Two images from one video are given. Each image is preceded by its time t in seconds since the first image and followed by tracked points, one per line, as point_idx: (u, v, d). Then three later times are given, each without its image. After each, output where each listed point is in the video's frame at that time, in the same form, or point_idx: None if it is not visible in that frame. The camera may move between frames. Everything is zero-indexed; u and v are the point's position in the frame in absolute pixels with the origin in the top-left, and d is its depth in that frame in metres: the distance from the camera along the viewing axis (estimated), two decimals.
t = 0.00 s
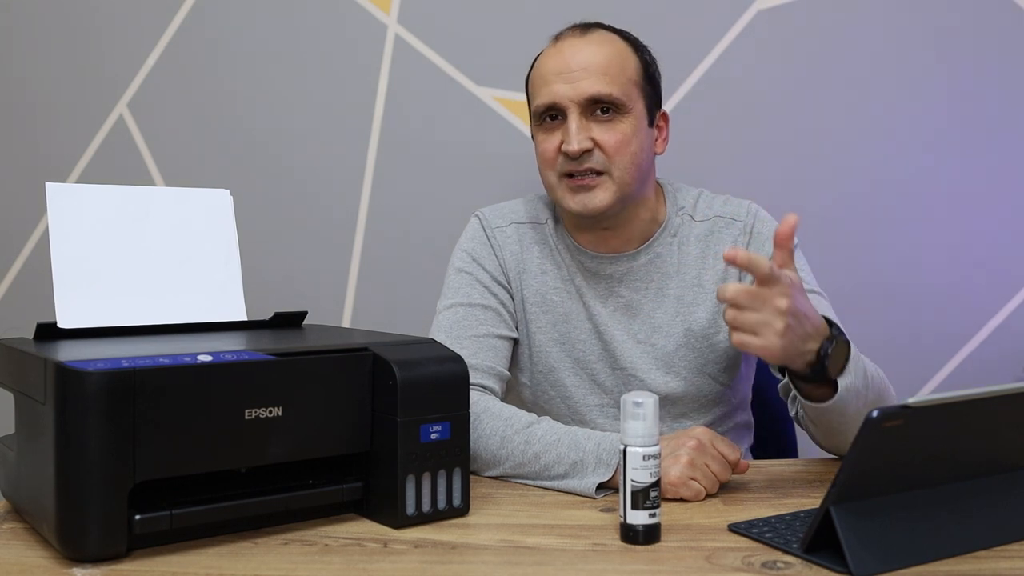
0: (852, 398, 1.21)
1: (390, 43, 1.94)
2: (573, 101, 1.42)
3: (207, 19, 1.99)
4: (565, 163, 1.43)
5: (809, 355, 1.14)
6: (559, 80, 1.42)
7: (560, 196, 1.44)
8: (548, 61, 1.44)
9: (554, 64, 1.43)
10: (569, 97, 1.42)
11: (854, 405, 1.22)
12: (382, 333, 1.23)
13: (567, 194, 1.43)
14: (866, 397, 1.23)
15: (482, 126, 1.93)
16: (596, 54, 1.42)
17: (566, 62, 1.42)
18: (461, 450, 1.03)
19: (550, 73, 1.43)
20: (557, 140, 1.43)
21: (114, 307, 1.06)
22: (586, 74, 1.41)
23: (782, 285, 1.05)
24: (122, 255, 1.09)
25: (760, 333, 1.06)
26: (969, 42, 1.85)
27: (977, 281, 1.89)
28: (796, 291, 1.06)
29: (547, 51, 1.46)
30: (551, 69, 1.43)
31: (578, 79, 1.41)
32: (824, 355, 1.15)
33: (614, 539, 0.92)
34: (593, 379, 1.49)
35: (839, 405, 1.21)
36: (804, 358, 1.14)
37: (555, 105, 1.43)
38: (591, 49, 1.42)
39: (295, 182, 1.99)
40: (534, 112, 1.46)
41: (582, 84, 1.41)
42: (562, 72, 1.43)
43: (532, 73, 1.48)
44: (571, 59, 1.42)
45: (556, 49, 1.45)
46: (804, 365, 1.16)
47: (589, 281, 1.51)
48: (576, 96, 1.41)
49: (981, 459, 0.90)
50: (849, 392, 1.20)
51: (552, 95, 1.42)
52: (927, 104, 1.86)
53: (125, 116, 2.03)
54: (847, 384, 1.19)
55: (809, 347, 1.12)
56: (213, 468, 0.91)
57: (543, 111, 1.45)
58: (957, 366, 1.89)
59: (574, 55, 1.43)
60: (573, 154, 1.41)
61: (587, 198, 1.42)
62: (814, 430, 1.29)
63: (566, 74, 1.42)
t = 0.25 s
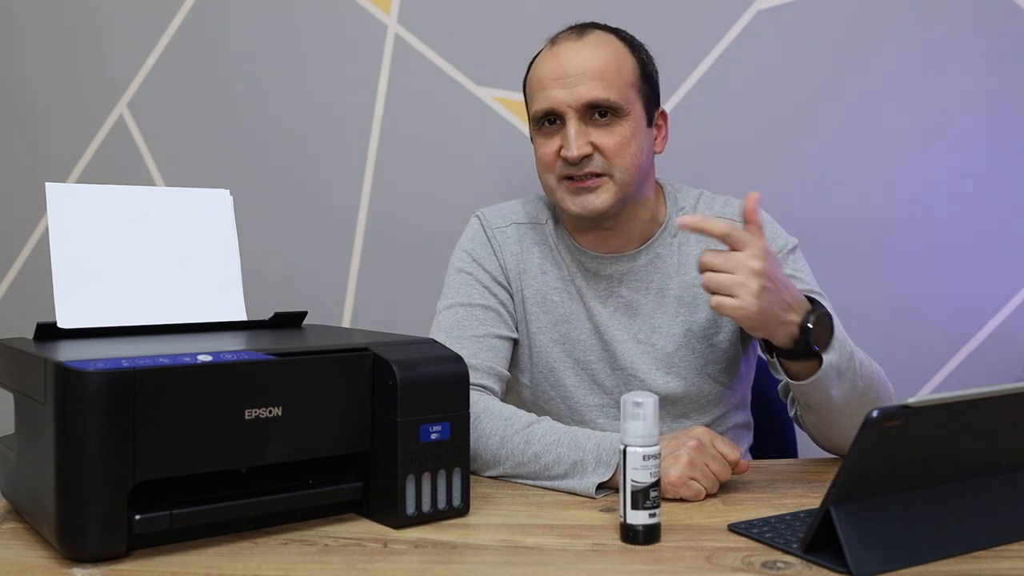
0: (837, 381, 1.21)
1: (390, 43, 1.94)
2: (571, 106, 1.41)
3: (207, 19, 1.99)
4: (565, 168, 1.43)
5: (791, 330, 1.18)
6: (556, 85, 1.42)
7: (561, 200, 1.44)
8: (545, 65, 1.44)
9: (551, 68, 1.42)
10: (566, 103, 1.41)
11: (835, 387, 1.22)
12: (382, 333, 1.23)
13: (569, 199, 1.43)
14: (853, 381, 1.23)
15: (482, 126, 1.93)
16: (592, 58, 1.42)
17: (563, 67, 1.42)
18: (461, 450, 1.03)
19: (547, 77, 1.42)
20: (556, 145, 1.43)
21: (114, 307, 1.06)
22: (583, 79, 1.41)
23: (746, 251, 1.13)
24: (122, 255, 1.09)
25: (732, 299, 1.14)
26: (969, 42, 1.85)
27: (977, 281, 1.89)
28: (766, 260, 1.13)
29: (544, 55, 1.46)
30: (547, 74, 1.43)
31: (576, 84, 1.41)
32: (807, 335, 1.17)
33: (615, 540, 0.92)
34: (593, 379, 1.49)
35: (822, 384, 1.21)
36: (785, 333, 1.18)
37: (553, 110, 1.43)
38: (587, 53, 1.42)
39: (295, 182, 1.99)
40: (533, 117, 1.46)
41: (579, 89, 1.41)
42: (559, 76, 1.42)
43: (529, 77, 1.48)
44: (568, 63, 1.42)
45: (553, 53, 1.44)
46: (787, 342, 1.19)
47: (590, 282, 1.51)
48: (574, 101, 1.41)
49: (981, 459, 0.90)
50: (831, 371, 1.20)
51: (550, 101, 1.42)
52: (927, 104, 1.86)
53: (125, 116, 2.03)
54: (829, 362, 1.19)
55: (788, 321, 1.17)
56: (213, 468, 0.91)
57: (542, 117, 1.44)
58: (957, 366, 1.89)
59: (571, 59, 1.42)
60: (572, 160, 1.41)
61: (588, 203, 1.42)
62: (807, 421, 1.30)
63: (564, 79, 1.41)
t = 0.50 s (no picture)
0: (803, 375, 1.24)
1: (390, 43, 1.94)
2: (570, 114, 1.40)
3: (207, 19, 1.99)
4: (566, 176, 1.42)
5: (748, 317, 1.21)
6: (555, 93, 1.41)
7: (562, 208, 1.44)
8: (542, 72, 1.42)
9: (550, 76, 1.41)
10: (565, 111, 1.40)
11: (801, 380, 1.24)
12: (382, 333, 1.23)
13: (571, 208, 1.43)
14: (823, 376, 1.25)
15: (482, 126, 1.94)
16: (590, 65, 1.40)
17: (561, 74, 1.40)
18: (461, 450, 1.03)
19: (545, 85, 1.41)
20: (555, 153, 1.43)
21: (114, 307, 1.06)
22: (581, 86, 1.40)
23: (677, 260, 1.21)
24: (122, 255, 1.09)
25: (679, 303, 1.19)
26: (968, 42, 1.85)
27: (977, 282, 1.89)
28: (698, 262, 1.21)
29: (541, 61, 1.44)
30: (546, 82, 1.41)
31: (574, 91, 1.40)
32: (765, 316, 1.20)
33: (615, 540, 0.92)
34: (593, 380, 1.49)
35: (782, 379, 1.23)
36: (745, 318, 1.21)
37: (552, 118, 1.42)
38: (585, 60, 1.41)
39: (295, 182, 1.99)
40: (532, 125, 1.45)
41: (578, 97, 1.40)
42: (557, 84, 1.41)
43: (527, 83, 1.46)
44: (566, 71, 1.41)
45: (550, 60, 1.43)
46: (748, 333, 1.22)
47: (590, 283, 1.51)
48: (573, 109, 1.40)
49: (981, 459, 0.90)
50: (788, 364, 1.22)
51: (549, 109, 1.41)
52: (927, 104, 1.86)
53: (125, 116, 2.03)
54: (784, 355, 1.21)
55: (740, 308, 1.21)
56: (213, 468, 0.91)
57: (541, 124, 1.43)
58: (956, 366, 1.89)
59: (569, 66, 1.41)
60: (572, 168, 1.40)
61: (589, 212, 1.42)
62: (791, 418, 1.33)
63: (562, 87, 1.40)
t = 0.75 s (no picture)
0: (790, 376, 1.24)
1: (390, 43, 1.94)
2: (570, 114, 1.40)
3: (207, 19, 1.99)
4: (566, 176, 1.42)
5: (731, 321, 1.22)
6: (555, 93, 1.41)
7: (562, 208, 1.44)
8: (542, 73, 1.42)
9: (549, 76, 1.41)
10: (565, 111, 1.40)
11: (789, 382, 1.25)
12: (381, 333, 1.23)
13: (571, 208, 1.43)
14: (813, 377, 1.26)
15: (482, 126, 1.94)
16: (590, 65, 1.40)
17: (561, 74, 1.41)
18: (461, 450, 1.03)
19: (545, 85, 1.41)
20: (555, 153, 1.43)
21: (114, 307, 1.06)
22: (581, 86, 1.40)
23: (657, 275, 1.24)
24: (122, 255, 1.09)
25: (662, 316, 1.22)
26: (968, 42, 1.85)
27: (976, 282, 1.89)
28: (676, 274, 1.24)
29: (541, 61, 1.44)
30: (546, 82, 1.41)
31: (574, 91, 1.40)
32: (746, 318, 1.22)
33: (614, 540, 0.92)
34: (594, 380, 1.49)
35: (769, 382, 1.24)
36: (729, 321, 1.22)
37: (552, 118, 1.42)
38: (584, 60, 1.41)
39: (295, 181, 1.98)
40: (532, 125, 1.45)
41: (578, 97, 1.40)
42: (557, 84, 1.41)
43: (527, 84, 1.46)
44: (566, 71, 1.41)
45: (550, 60, 1.43)
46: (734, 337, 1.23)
47: (590, 283, 1.51)
48: (573, 109, 1.40)
49: (980, 459, 0.90)
50: (775, 368, 1.23)
51: (549, 109, 1.41)
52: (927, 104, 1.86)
53: (125, 116, 2.03)
54: (769, 359, 1.23)
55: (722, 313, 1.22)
56: (213, 468, 0.91)
57: (541, 125, 1.43)
58: (956, 366, 1.90)
59: (569, 66, 1.41)
60: (572, 169, 1.40)
61: (588, 211, 1.42)
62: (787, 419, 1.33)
63: (562, 87, 1.40)
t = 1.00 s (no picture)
0: (808, 365, 1.24)
1: (390, 43, 1.94)
2: (570, 117, 1.40)
3: (207, 19, 1.99)
4: (567, 178, 1.42)
5: (760, 302, 1.22)
6: (555, 95, 1.40)
7: (562, 210, 1.44)
8: (542, 75, 1.42)
9: (549, 78, 1.41)
10: (564, 113, 1.40)
11: (807, 371, 1.25)
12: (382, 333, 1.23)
13: (571, 210, 1.43)
14: (829, 368, 1.26)
15: (482, 126, 1.94)
16: (590, 67, 1.40)
17: (560, 77, 1.40)
18: (461, 450, 1.03)
19: (545, 88, 1.41)
20: (555, 155, 1.43)
21: (114, 306, 1.06)
22: (581, 89, 1.39)
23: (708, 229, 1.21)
24: (122, 255, 1.09)
25: (705, 266, 1.18)
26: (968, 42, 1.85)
27: (976, 282, 1.89)
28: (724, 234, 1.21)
29: (541, 63, 1.44)
30: (545, 84, 1.41)
31: (574, 93, 1.39)
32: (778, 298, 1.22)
33: (615, 540, 0.92)
34: (593, 381, 1.49)
35: (788, 369, 1.24)
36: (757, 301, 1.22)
37: (552, 121, 1.41)
38: (584, 62, 1.40)
39: (295, 181, 1.98)
40: (532, 128, 1.45)
41: (578, 99, 1.40)
42: (557, 86, 1.41)
43: (526, 86, 1.46)
44: (566, 73, 1.40)
45: (550, 62, 1.42)
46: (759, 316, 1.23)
47: (590, 283, 1.51)
48: (572, 112, 1.40)
49: (981, 459, 0.90)
50: (797, 353, 1.23)
51: (548, 111, 1.41)
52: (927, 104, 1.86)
53: (125, 116, 2.03)
54: (794, 343, 1.23)
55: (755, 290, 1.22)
56: (213, 468, 0.91)
57: (541, 127, 1.43)
58: (956, 366, 1.90)
59: (569, 68, 1.40)
60: (572, 171, 1.40)
61: (588, 213, 1.42)
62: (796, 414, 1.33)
63: (562, 90, 1.40)
